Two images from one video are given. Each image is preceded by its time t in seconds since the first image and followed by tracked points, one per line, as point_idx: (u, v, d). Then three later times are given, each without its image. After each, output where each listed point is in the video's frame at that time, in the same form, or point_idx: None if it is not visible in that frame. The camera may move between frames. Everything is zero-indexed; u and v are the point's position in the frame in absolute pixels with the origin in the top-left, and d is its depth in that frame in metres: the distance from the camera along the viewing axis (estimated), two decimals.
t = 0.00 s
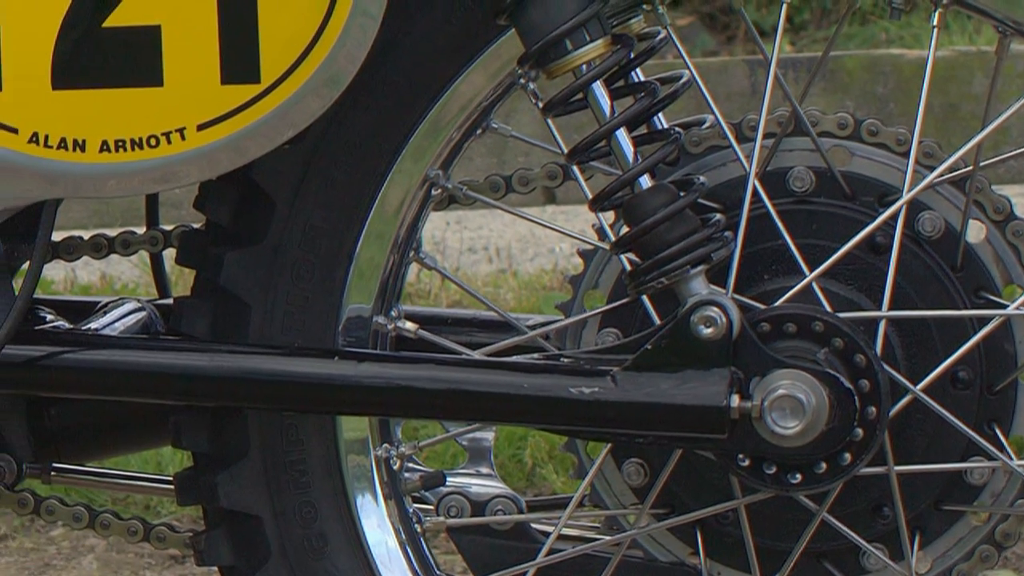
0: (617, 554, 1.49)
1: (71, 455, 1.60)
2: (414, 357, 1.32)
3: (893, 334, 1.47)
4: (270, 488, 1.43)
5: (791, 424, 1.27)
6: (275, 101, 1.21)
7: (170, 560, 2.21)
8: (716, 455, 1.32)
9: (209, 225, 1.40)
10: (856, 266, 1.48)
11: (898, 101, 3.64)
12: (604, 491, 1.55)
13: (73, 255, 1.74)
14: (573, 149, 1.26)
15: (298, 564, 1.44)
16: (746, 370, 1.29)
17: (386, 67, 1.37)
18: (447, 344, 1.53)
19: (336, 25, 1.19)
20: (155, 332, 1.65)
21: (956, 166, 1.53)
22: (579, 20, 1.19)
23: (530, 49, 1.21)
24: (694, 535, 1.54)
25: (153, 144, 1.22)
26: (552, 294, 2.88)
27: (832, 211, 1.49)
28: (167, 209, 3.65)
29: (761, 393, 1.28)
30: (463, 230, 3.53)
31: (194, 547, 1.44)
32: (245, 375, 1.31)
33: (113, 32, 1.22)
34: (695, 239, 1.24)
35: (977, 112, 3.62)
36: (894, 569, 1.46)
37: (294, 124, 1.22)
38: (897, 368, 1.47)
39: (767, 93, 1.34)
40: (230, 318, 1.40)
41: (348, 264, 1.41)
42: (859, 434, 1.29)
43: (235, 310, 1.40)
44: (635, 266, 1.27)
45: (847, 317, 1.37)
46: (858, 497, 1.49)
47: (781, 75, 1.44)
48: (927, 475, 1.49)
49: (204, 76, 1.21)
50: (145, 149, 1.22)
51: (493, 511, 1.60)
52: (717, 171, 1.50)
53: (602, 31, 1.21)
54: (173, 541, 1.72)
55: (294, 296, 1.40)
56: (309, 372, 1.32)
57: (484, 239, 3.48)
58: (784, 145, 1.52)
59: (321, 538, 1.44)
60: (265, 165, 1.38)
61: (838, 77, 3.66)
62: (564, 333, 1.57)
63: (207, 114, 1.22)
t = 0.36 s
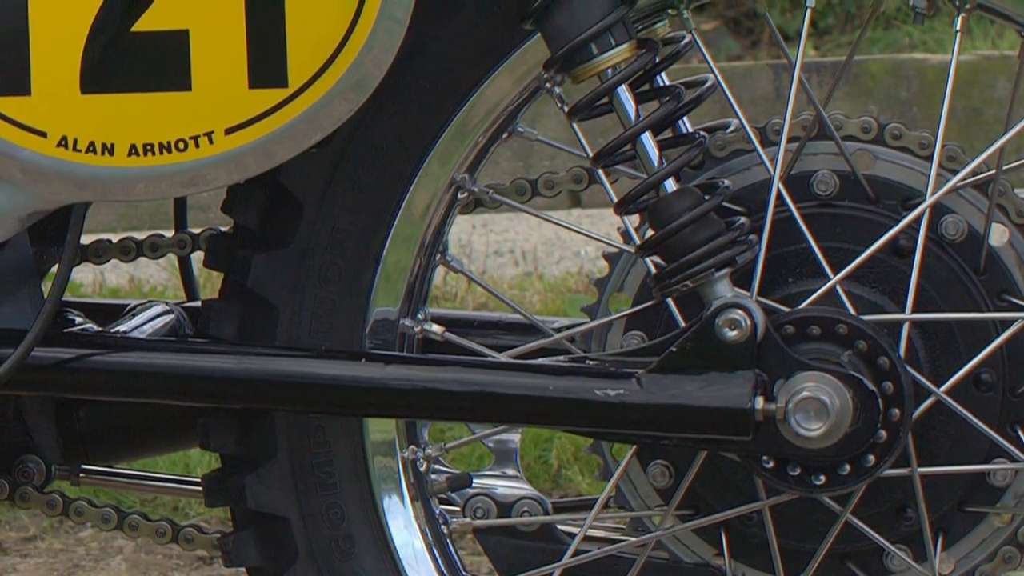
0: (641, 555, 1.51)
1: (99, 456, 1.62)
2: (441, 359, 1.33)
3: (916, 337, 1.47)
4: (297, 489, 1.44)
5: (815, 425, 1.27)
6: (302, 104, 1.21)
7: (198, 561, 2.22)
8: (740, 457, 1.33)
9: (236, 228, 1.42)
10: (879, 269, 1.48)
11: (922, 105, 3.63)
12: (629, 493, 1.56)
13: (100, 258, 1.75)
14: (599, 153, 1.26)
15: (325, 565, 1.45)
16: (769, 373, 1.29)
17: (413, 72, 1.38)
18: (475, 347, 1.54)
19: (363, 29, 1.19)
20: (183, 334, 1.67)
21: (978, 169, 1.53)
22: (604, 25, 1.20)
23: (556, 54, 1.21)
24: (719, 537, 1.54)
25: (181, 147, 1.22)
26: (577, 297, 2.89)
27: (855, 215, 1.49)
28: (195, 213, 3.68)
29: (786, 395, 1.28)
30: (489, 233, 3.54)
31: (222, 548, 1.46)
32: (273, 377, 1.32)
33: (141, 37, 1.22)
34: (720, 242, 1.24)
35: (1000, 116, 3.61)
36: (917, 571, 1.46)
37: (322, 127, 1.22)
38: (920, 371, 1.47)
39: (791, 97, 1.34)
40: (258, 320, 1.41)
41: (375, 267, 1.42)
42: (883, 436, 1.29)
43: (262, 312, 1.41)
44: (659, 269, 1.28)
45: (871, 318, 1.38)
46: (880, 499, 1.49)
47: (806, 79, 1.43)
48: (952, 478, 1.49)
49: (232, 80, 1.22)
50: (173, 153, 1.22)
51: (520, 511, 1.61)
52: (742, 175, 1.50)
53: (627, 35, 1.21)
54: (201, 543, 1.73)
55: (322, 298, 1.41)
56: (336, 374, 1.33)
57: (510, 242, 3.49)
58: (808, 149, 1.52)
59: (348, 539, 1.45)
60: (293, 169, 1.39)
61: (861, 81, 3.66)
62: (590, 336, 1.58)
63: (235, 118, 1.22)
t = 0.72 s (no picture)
0: (668, 556, 1.51)
1: (129, 458, 1.63)
2: (469, 362, 1.34)
3: (940, 340, 1.47)
4: (325, 490, 1.45)
5: (840, 428, 1.28)
6: (330, 109, 1.22)
7: (227, 562, 2.24)
8: (765, 459, 1.33)
9: (265, 231, 1.43)
10: (902, 272, 1.48)
11: (946, 109, 3.62)
12: (655, 494, 1.56)
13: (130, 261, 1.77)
14: (625, 157, 1.27)
15: (353, 566, 1.47)
16: (795, 375, 1.30)
17: (440, 76, 1.39)
18: (502, 349, 1.54)
19: (391, 34, 1.20)
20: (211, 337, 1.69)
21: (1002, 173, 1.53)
22: (631, 29, 1.20)
23: (582, 58, 1.22)
24: (745, 539, 1.55)
25: (211, 151, 1.22)
26: (603, 300, 2.90)
27: (879, 218, 1.49)
28: (224, 217, 3.71)
29: (811, 397, 1.29)
30: (516, 236, 3.55)
31: (251, 549, 1.47)
32: (302, 380, 1.33)
33: (171, 41, 1.22)
34: (746, 245, 1.25)
35: None
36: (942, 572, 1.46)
37: (350, 131, 1.23)
38: (944, 373, 1.47)
39: (816, 101, 1.35)
40: (286, 323, 1.43)
41: (403, 270, 1.43)
42: (907, 438, 1.30)
43: (291, 315, 1.42)
44: (684, 273, 1.29)
45: (895, 322, 1.38)
46: (904, 501, 1.49)
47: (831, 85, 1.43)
48: (978, 481, 1.49)
49: (260, 84, 1.22)
50: (202, 157, 1.22)
51: (546, 513, 1.62)
52: (768, 178, 1.50)
53: (654, 40, 1.22)
54: (231, 544, 1.75)
55: (350, 301, 1.42)
56: (364, 376, 1.34)
57: (537, 245, 3.50)
58: (832, 153, 1.52)
59: (377, 540, 1.47)
60: (321, 173, 1.40)
61: (886, 85, 3.65)
62: (616, 339, 1.59)
63: (264, 122, 1.22)
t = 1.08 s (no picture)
0: (695, 557, 1.52)
1: (159, 460, 1.65)
2: (498, 364, 1.35)
3: (965, 342, 1.47)
4: (355, 492, 1.46)
5: (866, 429, 1.28)
6: (360, 113, 1.23)
7: (257, 563, 2.26)
8: (791, 461, 1.34)
9: (295, 235, 1.44)
10: (928, 275, 1.48)
11: (971, 113, 3.60)
12: (682, 496, 1.57)
13: (161, 264, 1.79)
14: (652, 161, 1.27)
15: (382, 567, 1.48)
16: (822, 378, 1.31)
17: (469, 81, 1.40)
18: (530, 352, 1.55)
19: (420, 39, 1.21)
20: (241, 340, 1.70)
21: None
22: (659, 34, 1.21)
23: (610, 63, 1.22)
24: (771, 540, 1.55)
25: (241, 155, 1.24)
26: (631, 302, 2.90)
27: (905, 221, 1.49)
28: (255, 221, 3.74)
29: (837, 400, 1.29)
30: (544, 240, 3.55)
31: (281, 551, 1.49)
32: (332, 382, 1.35)
33: (201, 46, 1.24)
34: (771, 249, 1.25)
35: None
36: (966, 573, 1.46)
37: (379, 135, 1.24)
38: (968, 375, 1.47)
39: (842, 105, 1.35)
40: (316, 326, 1.44)
41: (432, 273, 1.44)
42: (933, 440, 1.30)
43: (321, 318, 1.44)
44: (712, 276, 1.29)
45: (920, 325, 1.39)
46: (929, 502, 1.49)
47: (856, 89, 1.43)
48: (1004, 484, 1.49)
49: (290, 89, 1.23)
50: (232, 160, 1.24)
51: (574, 515, 1.63)
52: (795, 182, 1.51)
53: (681, 45, 1.23)
54: (261, 545, 1.76)
55: (379, 304, 1.44)
56: (394, 379, 1.35)
57: (565, 249, 3.51)
58: (859, 156, 1.53)
59: (406, 541, 1.48)
60: (351, 177, 1.42)
61: (911, 90, 3.64)
62: (644, 341, 1.60)
63: (293, 126, 1.23)
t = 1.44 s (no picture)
0: (723, 559, 1.52)
1: (190, 461, 1.66)
2: (527, 367, 1.36)
3: (991, 345, 1.47)
4: (385, 493, 1.48)
5: (892, 432, 1.28)
6: (390, 117, 1.24)
7: (287, 564, 2.28)
8: (818, 462, 1.35)
9: (326, 238, 1.46)
10: (954, 278, 1.48)
11: (997, 117, 3.59)
12: (710, 497, 1.57)
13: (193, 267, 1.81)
14: (681, 164, 1.28)
15: (413, 567, 1.49)
16: (848, 380, 1.31)
17: (499, 86, 1.42)
18: (559, 355, 1.57)
19: (450, 44, 1.22)
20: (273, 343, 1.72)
21: None
22: (688, 39, 1.21)
23: (638, 67, 1.23)
24: (798, 542, 1.55)
25: (272, 160, 1.25)
26: (660, 305, 2.91)
27: (931, 225, 1.49)
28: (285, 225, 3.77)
29: (863, 402, 1.29)
30: (573, 243, 3.56)
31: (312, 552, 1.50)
32: (363, 384, 1.36)
33: (233, 51, 1.25)
34: (798, 253, 1.26)
35: None
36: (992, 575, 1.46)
37: (409, 140, 1.25)
38: (994, 378, 1.47)
39: (869, 109, 1.36)
40: (346, 330, 1.45)
41: (461, 277, 1.45)
42: (958, 442, 1.31)
43: (351, 322, 1.45)
44: (739, 279, 1.30)
45: (946, 328, 1.40)
46: (956, 503, 1.49)
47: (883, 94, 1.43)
48: None
49: (321, 94, 1.25)
50: (263, 164, 1.25)
51: (603, 516, 1.64)
52: (821, 186, 1.51)
53: (709, 49, 1.23)
54: (291, 547, 1.78)
55: (409, 307, 1.45)
56: (424, 381, 1.36)
57: (593, 252, 3.52)
58: (885, 161, 1.52)
59: (435, 542, 1.49)
60: (381, 181, 1.43)
61: (937, 95, 3.64)
62: (671, 344, 1.61)
63: (324, 130, 1.25)
